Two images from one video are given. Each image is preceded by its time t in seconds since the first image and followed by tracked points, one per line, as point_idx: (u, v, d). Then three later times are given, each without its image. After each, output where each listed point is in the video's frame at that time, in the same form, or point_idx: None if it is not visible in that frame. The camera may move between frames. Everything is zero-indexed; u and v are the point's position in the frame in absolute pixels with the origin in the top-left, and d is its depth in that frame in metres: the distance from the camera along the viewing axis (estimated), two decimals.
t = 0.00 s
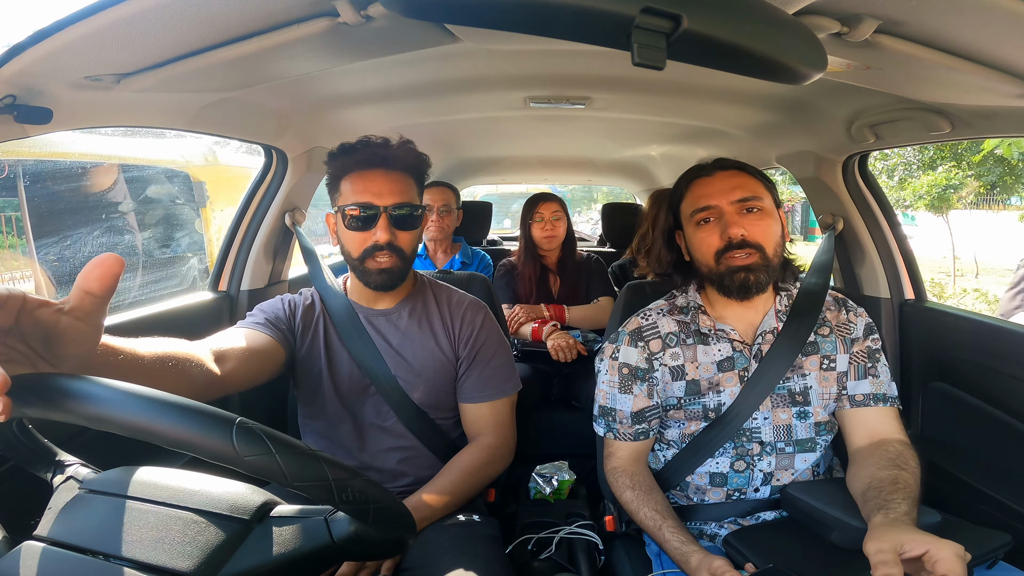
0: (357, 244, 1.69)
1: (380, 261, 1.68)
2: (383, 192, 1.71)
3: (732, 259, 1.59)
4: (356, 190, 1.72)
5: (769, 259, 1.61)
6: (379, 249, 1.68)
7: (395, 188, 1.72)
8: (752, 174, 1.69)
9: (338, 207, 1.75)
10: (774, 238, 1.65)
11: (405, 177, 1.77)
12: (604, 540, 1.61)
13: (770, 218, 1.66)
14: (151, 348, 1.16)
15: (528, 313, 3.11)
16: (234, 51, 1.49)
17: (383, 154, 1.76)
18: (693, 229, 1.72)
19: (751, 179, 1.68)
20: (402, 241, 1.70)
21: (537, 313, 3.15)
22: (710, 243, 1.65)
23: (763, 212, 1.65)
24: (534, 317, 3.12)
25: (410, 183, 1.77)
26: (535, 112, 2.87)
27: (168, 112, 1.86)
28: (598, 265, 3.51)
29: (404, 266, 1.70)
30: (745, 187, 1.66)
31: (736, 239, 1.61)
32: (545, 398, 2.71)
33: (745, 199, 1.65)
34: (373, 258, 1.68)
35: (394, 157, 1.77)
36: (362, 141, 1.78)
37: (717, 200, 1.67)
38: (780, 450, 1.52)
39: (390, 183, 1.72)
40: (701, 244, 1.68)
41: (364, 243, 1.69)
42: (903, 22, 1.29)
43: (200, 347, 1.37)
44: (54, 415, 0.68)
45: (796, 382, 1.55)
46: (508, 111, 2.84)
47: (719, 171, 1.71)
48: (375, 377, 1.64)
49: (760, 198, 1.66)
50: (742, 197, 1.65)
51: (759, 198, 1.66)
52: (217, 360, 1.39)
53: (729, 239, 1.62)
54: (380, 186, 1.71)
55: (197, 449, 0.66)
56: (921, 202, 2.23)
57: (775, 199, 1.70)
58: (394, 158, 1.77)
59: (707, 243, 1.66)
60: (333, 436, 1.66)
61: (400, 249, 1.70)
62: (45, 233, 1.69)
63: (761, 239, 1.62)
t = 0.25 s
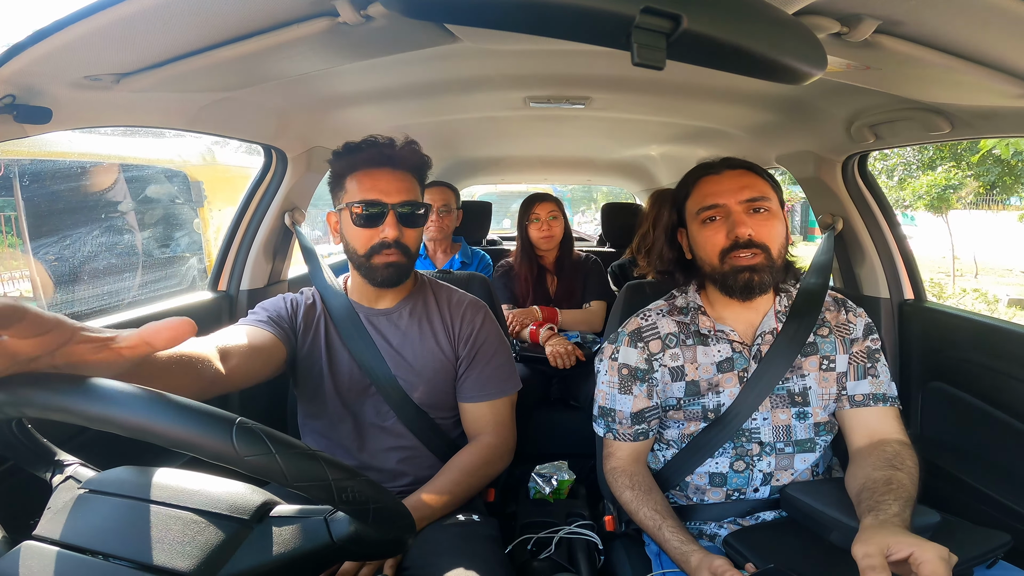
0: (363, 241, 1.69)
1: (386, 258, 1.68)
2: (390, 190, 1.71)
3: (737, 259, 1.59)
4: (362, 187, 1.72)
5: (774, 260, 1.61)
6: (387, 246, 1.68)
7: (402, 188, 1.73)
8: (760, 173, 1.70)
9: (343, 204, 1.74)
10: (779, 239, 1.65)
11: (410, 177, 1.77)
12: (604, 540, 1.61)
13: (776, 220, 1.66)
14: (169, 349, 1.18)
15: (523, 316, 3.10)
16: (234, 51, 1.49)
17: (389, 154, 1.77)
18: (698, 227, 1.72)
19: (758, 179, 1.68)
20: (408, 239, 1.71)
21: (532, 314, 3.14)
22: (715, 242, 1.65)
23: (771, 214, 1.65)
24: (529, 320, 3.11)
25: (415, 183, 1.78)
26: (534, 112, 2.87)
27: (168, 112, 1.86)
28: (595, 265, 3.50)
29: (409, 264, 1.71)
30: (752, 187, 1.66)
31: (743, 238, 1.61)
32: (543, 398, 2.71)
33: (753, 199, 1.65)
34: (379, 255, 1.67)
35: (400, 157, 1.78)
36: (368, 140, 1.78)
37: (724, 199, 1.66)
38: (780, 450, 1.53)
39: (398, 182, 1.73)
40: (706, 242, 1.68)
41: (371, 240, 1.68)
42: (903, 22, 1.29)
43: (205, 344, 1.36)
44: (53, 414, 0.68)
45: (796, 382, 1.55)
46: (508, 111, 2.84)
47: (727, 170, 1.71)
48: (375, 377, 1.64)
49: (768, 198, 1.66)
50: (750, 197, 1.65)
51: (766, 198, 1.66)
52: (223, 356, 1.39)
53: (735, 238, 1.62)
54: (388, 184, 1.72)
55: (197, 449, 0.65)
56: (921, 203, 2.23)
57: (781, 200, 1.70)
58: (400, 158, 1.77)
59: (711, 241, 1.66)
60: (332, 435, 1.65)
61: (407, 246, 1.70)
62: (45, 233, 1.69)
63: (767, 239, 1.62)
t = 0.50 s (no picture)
0: (391, 237, 1.71)
1: (416, 253, 1.73)
2: (415, 189, 1.78)
3: (737, 258, 1.59)
4: (384, 186, 1.75)
5: (774, 261, 1.61)
6: (418, 242, 1.73)
7: (417, 187, 1.79)
8: (763, 174, 1.70)
9: (361, 202, 1.75)
10: (781, 239, 1.65)
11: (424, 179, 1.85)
12: (604, 540, 1.61)
13: (778, 220, 1.66)
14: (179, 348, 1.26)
15: (528, 314, 3.08)
16: (233, 51, 1.49)
17: (403, 156, 1.83)
18: (700, 226, 1.71)
19: (760, 179, 1.68)
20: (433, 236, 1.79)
21: (537, 314, 3.11)
22: (716, 241, 1.65)
23: (772, 214, 1.65)
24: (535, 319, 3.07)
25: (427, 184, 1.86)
26: (534, 112, 2.87)
27: (167, 112, 1.86)
28: (595, 265, 3.51)
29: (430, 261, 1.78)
30: (755, 187, 1.66)
31: (745, 238, 1.62)
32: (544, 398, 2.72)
33: (756, 199, 1.65)
34: (409, 250, 1.72)
35: (412, 160, 1.85)
36: (379, 142, 1.83)
37: (729, 200, 1.66)
38: (778, 451, 1.53)
39: (417, 182, 1.81)
40: (707, 242, 1.68)
41: (400, 236, 1.72)
42: (902, 23, 1.29)
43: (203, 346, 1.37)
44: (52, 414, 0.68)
45: (795, 383, 1.56)
46: (508, 111, 2.84)
47: (731, 169, 1.71)
48: (374, 376, 1.64)
49: (770, 199, 1.66)
50: (754, 197, 1.65)
51: (769, 199, 1.66)
52: (221, 357, 1.39)
53: (736, 238, 1.62)
54: (411, 184, 1.78)
55: (196, 449, 0.65)
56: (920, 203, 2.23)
57: (783, 200, 1.70)
58: (414, 161, 1.86)
59: (712, 241, 1.66)
60: (332, 435, 1.66)
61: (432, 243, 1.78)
62: (44, 233, 1.69)
63: (770, 240, 1.62)
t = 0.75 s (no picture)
0: (393, 237, 1.71)
1: (417, 254, 1.73)
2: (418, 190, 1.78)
3: (734, 258, 1.59)
4: (388, 186, 1.75)
5: (771, 260, 1.61)
6: (419, 242, 1.73)
7: (421, 188, 1.80)
8: (759, 174, 1.70)
9: (366, 200, 1.75)
10: (777, 239, 1.65)
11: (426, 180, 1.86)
12: (603, 540, 1.62)
13: (775, 220, 1.66)
14: (161, 346, 1.17)
15: (528, 314, 3.08)
16: (232, 51, 1.49)
17: (407, 157, 1.83)
18: (697, 227, 1.71)
19: (757, 179, 1.68)
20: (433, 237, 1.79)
21: (537, 314, 3.11)
22: (713, 241, 1.66)
23: (769, 214, 1.66)
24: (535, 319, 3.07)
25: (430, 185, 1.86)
26: (534, 112, 2.87)
27: (167, 112, 1.86)
28: (595, 265, 3.51)
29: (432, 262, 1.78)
30: (752, 188, 1.66)
31: (741, 239, 1.62)
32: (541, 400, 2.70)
33: (752, 200, 1.65)
34: (410, 251, 1.72)
35: (416, 161, 1.85)
36: (388, 142, 1.83)
37: (725, 200, 1.66)
38: (778, 450, 1.53)
39: (420, 184, 1.81)
40: (704, 242, 1.68)
41: (402, 236, 1.72)
42: (902, 23, 1.29)
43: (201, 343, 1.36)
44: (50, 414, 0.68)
45: (793, 384, 1.56)
46: (508, 111, 2.84)
47: (727, 170, 1.71)
48: (375, 375, 1.64)
49: (767, 199, 1.66)
50: (749, 198, 1.65)
51: (765, 199, 1.66)
52: (217, 356, 1.39)
53: (732, 239, 1.63)
54: (415, 184, 1.79)
55: (197, 449, 0.65)
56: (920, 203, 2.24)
57: (779, 200, 1.70)
58: (419, 163, 1.87)
59: (709, 242, 1.66)
60: (332, 435, 1.66)
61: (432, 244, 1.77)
62: (43, 233, 1.69)
63: (766, 240, 1.63)
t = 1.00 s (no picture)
0: (393, 237, 1.71)
1: (417, 255, 1.72)
2: (420, 191, 1.79)
3: (725, 262, 1.60)
4: (389, 186, 1.75)
5: (763, 262, 1.61)
6: (419, 243, 1.73)
7: (422, 189, 1.80)
8: (745, 177, 1.70)
9: (366, 200, 1.75)
10: (768, 241, 1.65)
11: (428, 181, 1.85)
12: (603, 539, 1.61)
13: (764, 221, 1.66)
14: (145, 342, 1.11)
15: (528, 314, 3.08)
16: (232, 50, 1.49)
17: (409, 157, 1.83)
18: (687, 233, 1.72)
19: (744, 182, 1.68)
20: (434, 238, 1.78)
21: (536, 313, 3.11)
22: (703, 246, 1.66)
23: (757, 216, 1.65)
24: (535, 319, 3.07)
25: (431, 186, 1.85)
26: (534, 112, 2.87)
27: (167, 111, 1.86)
28: (595, 265, 3.51)
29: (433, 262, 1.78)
30: (738, 192, 1.66)
31: (729, 243, 1.62)
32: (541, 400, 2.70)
33: (739, 204, 1.65)
34: (410, 252, 1.72)
35: (415, 160, 1.84)
36: (394, 142, 1.83)
37: (712, 206, 1.66)
38: (778, 446, 1.53)
39: (421, 184, 1.81)
40: (695, 248, 1.68)
41: (402, 237, 1.72)
42: (902, 23, 1.29)
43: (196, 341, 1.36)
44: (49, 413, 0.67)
45: (791, 383, 1.56)
46: (508, 111, 2.84)
47: (714, 174, 1.71)
48: (376, 375, 1.64)
49: (754, 202, 1.66)
50: (736, 202, 1.65)
51: (752, 202, 1.66)
52: (213, 353, 1.38)
53: (722, 243, 1.63)
54: (416, 185, 1.79)
55: (197, 449, 0.65)
56: (920, 203, 2.25)
57: (768, 201, 1.70)
58: (421, 163, 1.86)
59: (700, 246, 1.67)
60: (332, 434, 1.65)
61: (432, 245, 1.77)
62: (43, 232, 1.69)
63: (757, 242, 1.63)
